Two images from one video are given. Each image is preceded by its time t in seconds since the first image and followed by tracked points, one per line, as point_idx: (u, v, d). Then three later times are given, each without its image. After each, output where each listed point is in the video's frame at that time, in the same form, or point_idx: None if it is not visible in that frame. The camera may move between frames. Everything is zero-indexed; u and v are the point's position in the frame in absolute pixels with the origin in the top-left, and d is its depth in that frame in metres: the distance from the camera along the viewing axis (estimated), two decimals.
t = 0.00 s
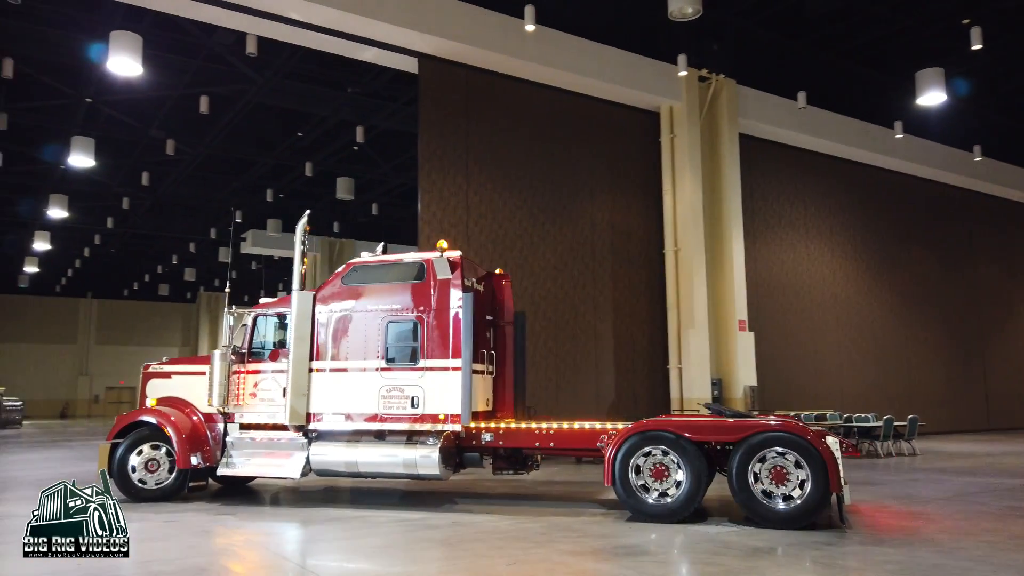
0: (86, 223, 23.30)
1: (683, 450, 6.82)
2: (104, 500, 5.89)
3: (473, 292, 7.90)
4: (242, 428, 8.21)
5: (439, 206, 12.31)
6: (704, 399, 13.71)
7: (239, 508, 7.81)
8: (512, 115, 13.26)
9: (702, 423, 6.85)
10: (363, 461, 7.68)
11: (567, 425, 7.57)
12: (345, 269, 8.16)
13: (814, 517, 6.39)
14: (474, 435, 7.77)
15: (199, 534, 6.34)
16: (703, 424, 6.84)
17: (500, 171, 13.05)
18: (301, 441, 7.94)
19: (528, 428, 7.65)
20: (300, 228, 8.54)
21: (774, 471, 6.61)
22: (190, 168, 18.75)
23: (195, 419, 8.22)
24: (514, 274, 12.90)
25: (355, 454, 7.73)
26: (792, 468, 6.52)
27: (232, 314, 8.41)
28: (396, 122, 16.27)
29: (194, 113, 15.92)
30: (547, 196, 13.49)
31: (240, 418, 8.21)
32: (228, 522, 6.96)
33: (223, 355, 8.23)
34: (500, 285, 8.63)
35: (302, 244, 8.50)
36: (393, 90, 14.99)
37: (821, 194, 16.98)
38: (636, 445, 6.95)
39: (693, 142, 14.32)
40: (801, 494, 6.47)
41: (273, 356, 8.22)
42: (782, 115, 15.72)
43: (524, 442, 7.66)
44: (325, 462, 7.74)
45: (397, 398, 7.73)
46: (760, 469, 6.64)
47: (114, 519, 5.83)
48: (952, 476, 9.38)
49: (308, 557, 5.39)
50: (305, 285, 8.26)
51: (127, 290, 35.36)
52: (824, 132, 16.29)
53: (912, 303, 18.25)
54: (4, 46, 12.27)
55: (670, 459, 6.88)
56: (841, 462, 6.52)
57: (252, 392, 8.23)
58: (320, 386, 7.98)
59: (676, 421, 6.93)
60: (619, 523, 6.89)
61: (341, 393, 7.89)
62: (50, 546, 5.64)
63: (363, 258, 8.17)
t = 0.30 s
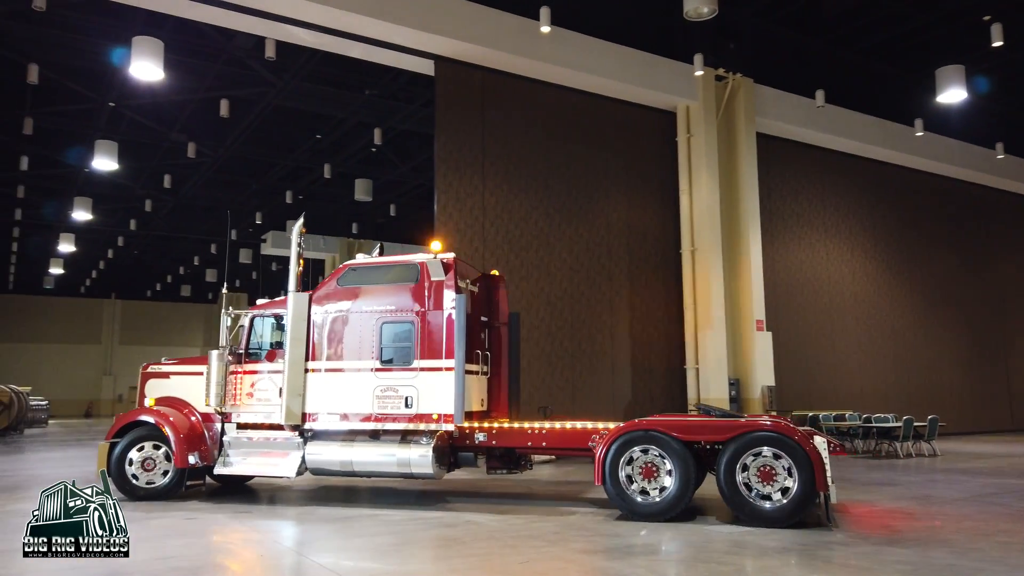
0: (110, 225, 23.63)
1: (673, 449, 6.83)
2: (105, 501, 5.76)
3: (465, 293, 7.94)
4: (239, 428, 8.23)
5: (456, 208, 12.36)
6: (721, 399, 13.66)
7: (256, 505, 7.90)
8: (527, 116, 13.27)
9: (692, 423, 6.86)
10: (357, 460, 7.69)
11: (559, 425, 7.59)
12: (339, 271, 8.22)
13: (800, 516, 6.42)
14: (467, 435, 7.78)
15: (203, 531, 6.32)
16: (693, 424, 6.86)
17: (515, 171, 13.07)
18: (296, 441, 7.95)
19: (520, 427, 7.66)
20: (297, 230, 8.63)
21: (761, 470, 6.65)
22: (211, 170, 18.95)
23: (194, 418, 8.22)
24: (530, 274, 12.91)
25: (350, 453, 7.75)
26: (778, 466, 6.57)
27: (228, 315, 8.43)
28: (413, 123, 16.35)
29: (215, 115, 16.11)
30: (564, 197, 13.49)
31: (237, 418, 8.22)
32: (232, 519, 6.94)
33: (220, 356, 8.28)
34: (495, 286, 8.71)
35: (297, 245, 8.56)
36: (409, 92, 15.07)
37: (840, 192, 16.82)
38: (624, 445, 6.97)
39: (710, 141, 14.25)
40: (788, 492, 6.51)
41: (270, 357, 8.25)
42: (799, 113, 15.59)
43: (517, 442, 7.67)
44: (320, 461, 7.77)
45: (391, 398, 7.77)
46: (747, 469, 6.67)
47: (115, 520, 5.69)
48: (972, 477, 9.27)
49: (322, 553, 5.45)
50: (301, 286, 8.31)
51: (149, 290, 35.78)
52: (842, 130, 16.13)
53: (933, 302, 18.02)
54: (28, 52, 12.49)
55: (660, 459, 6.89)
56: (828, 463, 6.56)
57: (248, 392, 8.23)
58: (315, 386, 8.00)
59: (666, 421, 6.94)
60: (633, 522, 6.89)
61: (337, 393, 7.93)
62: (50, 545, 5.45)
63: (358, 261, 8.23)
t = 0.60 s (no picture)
0: (131, 225, 23.95)
1: (665, 447, 6.83)
2: (104, 502, 5.71)
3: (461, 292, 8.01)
4: (239, 425, 8.30)
5: (471, 206, 12.40)
6: (738, 397, 13.58)
7: (272, 502, 7.99)
8: (542, 114, 13.27)
9: (685, 420, 6.88)
10: (355, 456, 7.77)
11: (554, 422, 7.59)
12: (336, 270, 8.29)
13: (791, 513, 6.46)
14: (463, 432, 7.82)
15: (211, 528, 6.41)
16: (685, 421, 6.87)
17: (530, 170, 13.07)
18: (294, 439, 8.03)
19: (517, 425, 7.68)
20: (294, 232, 8.75)
21: (752, 468, 6.66)
22: (230, 170, 19.14)
23: (194, 416, 8.31)
24: (544, 273, 12.90)
25: (348, 450, 7.82)
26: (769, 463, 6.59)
27: (228, 315, 8.48)
28: (429, 123, 16.42)
29: (234, 117, 16.28)
30: (579, 196, 13.45)
31: (236, 416, 8.28)
32: (244, 516, 7.01)
33: (220, 355, 8.36)
34: (492, 286, 8.80)
35: (295, 247, 8.68)
36: (425, 92, 15.13)
37: (858, 189, 16.65)
38: (615, 444, 6.99)
39: (726, 138, 14.18)
40: (780, 488, 6.54)
41: (269, 355, 8.28)
42: (817, 109, 15.48)
43: (512, 439, 7.68)
44: (318, 458, 7.84)
45: (387, 396, 7.83)
46: (738, 467, 6.68)
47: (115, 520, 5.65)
48: (993, 476, 9.17)
49: (336, 549, 5.50)
50: (298, 286, 8.37)
51: (170, 290, 36.20)
52: (860, 126, 15.98)
53: (954, 300, 17.79)
54: (51, 55, 12.70)
55: (652, 456, 6.90)
56: (819, 460, 6.60)
57: (247, 389, 8.29)
58: (312, 384, 8.07)
59: (659, 418, 6.95)
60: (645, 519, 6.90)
61: (334, 391, 7.99)
62: (51, 545, 5.40)
63: (356, 259, 8.30)
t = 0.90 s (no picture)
0: (158, 226, 24.34)
1: (665, 444, 6.88)
2: (104, 501, 5.43)
3: (463, 291, 8.03)
4: (247, 422, 8.43)
5: (491, 206, 12.45)
6: (760, 395, 13.46)
7: (293, 498, 8.10)
8: (559, 112, 13.24)
9: (685, 417, 6.90)
10: (359, 454, 7.83)
11: (557, 419, 7.63)
12: (342, 269, 8.35)
13: (790, 510, 6.48)
14: (467, 429, 7.86)
15: (232, 523, 6.49)
16: (685, 419, 6.90)
17: (549, 168, 13.06)
18: (300, 436, 8.10)
19: (518, 422, 7.76)
20: (299, 231, 8.81)
21: (752, 465, 6.68)
22: (254, 171, 19.37)
23: (204, 414, 8.36)
24: (563, 270, 12.90)
25: (352, 447, 7.87)
26: (768, 460, 6.62)
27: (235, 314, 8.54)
28: (447, 122, 16.49)
29: (256, 119, 16.48)
30: (598, 194, 13.40)
31: (244, 413, 8.42)
32: (264, 512, 7.10)
33: (227, 353, 8.43)
34: (497, 285, 8.86)
35: (300, 246, 8.75)
36: (443, 91, 15.20)
37: (882, 184, 16.42)
38: (616, 440, 7.06)
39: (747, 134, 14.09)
40: (778, 485, 6.56)
41: (276, 353, 8.42)
42: (838, 103, 15.32)
43: (515, 436, 7.77)
44: (323, 455, 7.92)
45: (390, 394, 7.89)
46: (737, 464, 6.70)
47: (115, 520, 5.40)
48: (1021, 475, 9.01)
49: (354, 545, 5.55)
50: (304, 284, 8.45)
51: (197, 290, 36.75)
52: (882, 120, 15.78)
53: (981, 296, 17.49)
54: (78, 59, 12.97)
55: (653, 453, 6.94)
56: (819, 458, 6.59)
57: (255, 388, 8.42)
58: (318, 381, 8.15)
59: (659, 416, 7.00)
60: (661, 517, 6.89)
61: (338, 389, 8.07)
62: (51, 545, 5.27)
63: (360, 258, 8.34)
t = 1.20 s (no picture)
0: (183, 228, 24.68)
1: (669, 442, 6.87)
2: (104, 501, 5.22)
3: (469, 290, 8.06)
4: (257, 421, 8.56)
5: (509, 205, 12.46)
6: (782, 394, 13.34)
7: (312, 496, 8.19)
8: (576, 111, 13.22)
9: (689, 416, 6.89)
10: (367, 452, 7.88)
11: (561, 418, 7.64)
12: (350, 269, 8.42)
13: (792, 509, 6.45)
14: (473, 428, 7.90)
15: (251, 520, 6.57)
16: (690, 417, 6.89)
17: (567, 168, 13.05)
18: (309, 435, 8.18)
19: (524, 421, 7.77)
20: (307, 233, 8.92)
21: (754, 464, 6.67)
22: (276, 173, 19.57)
23: (215, 414, 8.49)
24: (581, 269, 12.88)
25: (360, 446, 7.93)
26: (770, 458, 6.61)
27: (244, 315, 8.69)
28: (465, 123, 16.52)
29: (278, 121, 16.65)
30: (615, 192, 13.35)
31: (254, 412, 8.54)
32: (282, 509, 7.19)
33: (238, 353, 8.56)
34: (504, 285, 8.90)
35: (309, 247, 8.83)
36: (461, 91, 15.24)
37: (904, 180, 16.19)
38: (618, 440, 7.07)
39: (767, 131, 13.96)
40: (780, 483, 6.55)
41: (285, 353, 8.53)
42: (860, 99, 15.13)
43: (521, 435, 7.78)
44: (332, 453, 7.99)
45: (397, 392, 7.96)
46: (739, 463, 6.69)
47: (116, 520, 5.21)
48: None
49: (371, 543, 5.60)
50: (313, 285, 8.54)
51: (221, 290, 37.21)
52: (905, 116, 15.56)
53: (1008, 293, 17.17)
54: (103, 64, 13.21)
55: (657, 452, 6.95)
56: (822, 457, 6.55)
57: (265, 387, 8.54)
58: (326, 381, 8.24)
59: (663, 415, 6.99)
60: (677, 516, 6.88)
61: (346, 388, 8.15)
62: (52, 545, 5.13)
63: (367, 259, 8.39)
